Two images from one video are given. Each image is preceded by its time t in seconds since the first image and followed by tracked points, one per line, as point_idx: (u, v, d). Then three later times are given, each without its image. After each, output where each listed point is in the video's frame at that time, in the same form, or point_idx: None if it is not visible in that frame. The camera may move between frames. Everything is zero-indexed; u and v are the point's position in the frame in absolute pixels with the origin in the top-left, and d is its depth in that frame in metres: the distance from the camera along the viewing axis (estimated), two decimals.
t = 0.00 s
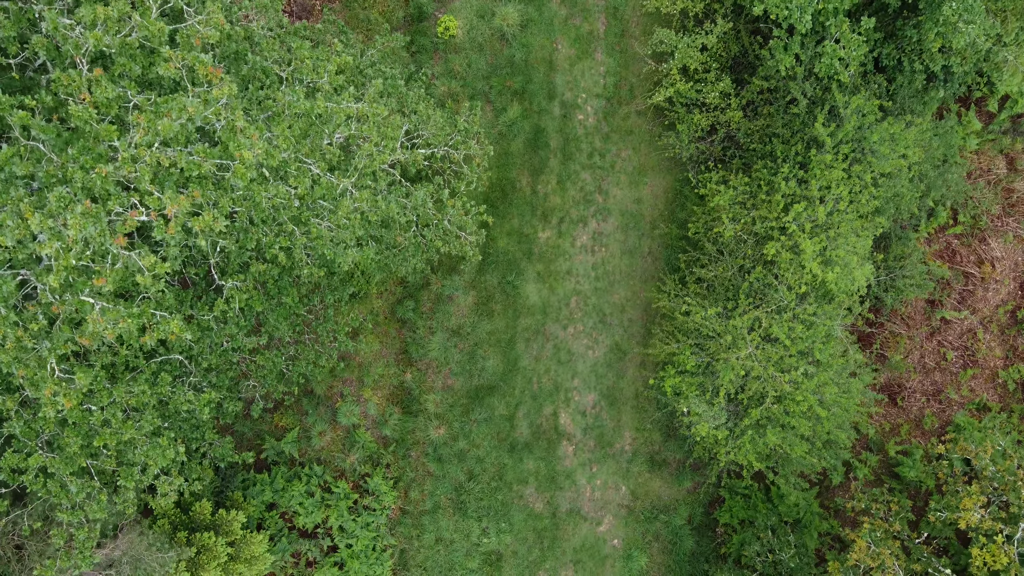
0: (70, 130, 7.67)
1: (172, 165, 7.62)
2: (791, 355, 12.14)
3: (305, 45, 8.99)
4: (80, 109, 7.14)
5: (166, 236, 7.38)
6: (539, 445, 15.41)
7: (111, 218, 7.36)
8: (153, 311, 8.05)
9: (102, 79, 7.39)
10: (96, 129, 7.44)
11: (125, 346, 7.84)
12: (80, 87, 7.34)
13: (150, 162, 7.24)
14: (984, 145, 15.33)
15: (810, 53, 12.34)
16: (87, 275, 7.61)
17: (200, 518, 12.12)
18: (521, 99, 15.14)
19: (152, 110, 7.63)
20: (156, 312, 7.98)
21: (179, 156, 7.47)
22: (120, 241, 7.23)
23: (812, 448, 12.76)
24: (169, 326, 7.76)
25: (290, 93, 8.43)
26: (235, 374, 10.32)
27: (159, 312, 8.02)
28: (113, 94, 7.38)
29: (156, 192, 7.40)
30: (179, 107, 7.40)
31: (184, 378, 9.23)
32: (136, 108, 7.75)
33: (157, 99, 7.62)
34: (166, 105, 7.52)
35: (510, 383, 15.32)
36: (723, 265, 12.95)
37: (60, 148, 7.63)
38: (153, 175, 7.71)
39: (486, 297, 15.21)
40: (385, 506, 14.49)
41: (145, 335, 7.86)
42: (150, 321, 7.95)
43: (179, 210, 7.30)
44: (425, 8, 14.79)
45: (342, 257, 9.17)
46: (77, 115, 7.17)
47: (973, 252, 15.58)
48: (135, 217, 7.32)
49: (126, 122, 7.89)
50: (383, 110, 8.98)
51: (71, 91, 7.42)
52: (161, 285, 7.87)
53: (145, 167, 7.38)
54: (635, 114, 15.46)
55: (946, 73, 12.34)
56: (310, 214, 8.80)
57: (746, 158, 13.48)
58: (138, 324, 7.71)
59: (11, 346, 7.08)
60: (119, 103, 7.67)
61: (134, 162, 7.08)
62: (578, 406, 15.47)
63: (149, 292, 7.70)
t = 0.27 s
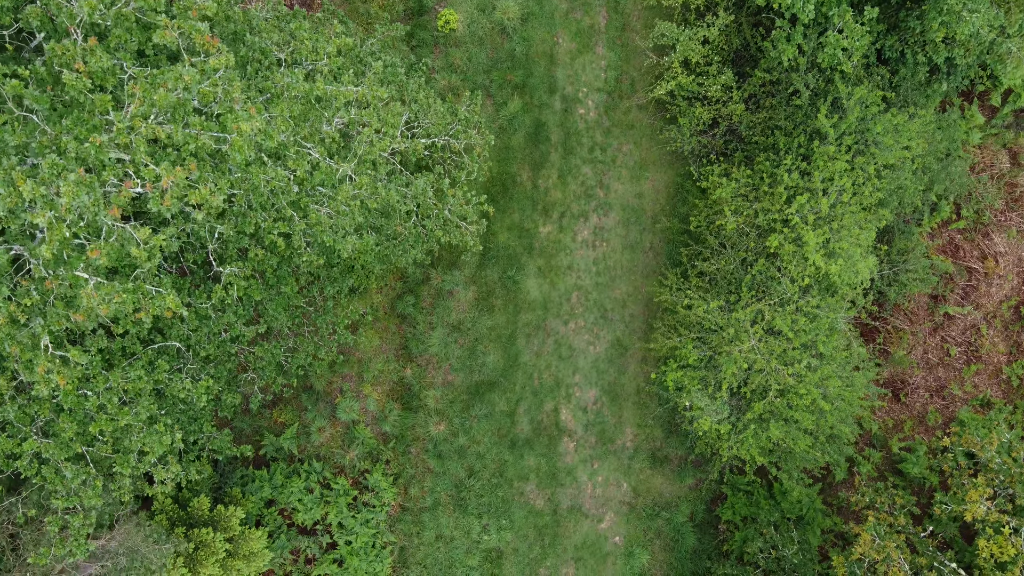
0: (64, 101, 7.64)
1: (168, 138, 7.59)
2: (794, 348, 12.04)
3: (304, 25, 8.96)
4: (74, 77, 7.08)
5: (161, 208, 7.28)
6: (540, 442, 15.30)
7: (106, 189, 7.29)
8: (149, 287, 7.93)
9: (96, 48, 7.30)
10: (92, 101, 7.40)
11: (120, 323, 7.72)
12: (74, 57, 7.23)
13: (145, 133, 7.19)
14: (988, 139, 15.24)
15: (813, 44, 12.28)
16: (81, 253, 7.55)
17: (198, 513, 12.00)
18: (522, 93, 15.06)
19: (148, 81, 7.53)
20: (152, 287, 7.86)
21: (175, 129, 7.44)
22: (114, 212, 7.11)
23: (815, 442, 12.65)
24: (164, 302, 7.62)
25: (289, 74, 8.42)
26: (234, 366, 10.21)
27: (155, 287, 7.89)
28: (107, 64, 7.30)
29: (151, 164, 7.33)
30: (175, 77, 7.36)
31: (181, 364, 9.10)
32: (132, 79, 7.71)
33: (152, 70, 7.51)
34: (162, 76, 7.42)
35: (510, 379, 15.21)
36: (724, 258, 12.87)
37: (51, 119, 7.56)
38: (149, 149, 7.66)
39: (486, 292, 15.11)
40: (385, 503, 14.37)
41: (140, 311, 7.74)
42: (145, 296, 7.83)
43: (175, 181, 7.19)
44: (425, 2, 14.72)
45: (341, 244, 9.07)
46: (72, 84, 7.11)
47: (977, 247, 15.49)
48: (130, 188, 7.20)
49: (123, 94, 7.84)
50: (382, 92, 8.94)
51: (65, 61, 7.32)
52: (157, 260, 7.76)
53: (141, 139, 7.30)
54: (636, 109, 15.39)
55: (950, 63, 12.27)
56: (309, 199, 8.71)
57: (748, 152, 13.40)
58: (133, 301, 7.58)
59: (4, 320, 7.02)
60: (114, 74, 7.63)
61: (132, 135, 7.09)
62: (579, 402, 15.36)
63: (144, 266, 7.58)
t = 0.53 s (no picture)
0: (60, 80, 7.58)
1: (164, 115, 7.53)
2: (797, 347, 11.95)
3: (303, 14, 8.93)
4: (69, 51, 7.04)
5: (156, 185, 7.17)
6: (541, 444, 15.17)
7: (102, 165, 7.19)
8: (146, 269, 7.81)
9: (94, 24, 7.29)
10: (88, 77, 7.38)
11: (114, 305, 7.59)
12: (71, 31, 7.22)
13: (140, 110, 7.14)
14: (990, 140, 15.19)
15: (814, 42, 12.25)
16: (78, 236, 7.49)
17: (196, 516, 11.86)
18: (523, 94, 15.02)
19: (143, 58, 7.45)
20: (148, 269, 7.72)
21: (171, 107, 7.39)
22: (109, 187, 6.98)
23: (819, 443, 12.53)
24: (159, 283, 7.47)
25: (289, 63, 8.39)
26: (232, 364, 10.11)
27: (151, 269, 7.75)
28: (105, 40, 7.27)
29: (147, 141, 7.23)
30: (172, 52, 7.28)
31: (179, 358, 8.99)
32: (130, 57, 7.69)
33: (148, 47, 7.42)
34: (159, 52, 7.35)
35: (511, 381, 15.10)
36: (727, 257, 12.80)
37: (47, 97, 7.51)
38: (146, 127, 7.61)
39: (487, 293, 15.02)
40: (385, 506, 14.24)
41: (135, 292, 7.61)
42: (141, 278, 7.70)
43: (171, 157, 7.08)
44: (426, 3, 14.70)
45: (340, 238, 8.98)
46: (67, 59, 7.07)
47: (980, 248, 15.40)
48: (126, 163, 7.07)
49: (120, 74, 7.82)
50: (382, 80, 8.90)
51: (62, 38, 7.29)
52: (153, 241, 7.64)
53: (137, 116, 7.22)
54: (637, 110, 15.35)
55: (952, 61, 12.23)
56: (308, 191, 8.65)
57: (750, 151, 13.34)
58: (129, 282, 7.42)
59: None
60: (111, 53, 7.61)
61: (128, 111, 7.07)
62: (580, 405, 15.24)
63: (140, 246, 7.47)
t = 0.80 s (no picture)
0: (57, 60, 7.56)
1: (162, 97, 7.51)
2: (800, 347, 11.86)
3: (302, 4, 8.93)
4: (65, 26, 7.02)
5: (153, 163, 7.11)
6: (542, 449, 15.05)
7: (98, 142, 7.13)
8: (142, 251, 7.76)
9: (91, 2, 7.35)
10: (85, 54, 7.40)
11: (111, 289, 7.54)
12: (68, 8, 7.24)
13: (137, 87, 7.08)
14: (991, 143, 15.15)
15: (816, 42, 12.22)
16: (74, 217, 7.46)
17: (193, 520, 11.70)
18: (523, 96, 15.00)
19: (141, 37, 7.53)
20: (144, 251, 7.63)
21: (169, 87, 7.32)
22: (105, 163, 6.93)
23: (822, 445, 12.42)
24: (156, 263, 7.42)
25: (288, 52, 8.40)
26: (231, 362, 10.01)
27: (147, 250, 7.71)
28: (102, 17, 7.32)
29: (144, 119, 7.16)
30: (170, 29, 7.38)
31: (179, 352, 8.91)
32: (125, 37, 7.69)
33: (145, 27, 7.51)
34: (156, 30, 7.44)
35: (512, 385, 14.99)
36: (729, 258, 12.73)
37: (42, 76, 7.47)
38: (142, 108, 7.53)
39: (487, 296, 14.94)
40: (384, 510, 14.11)
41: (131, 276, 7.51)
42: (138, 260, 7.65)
43: (168, 134, 7.07)
44: (426, 6, 14.69)
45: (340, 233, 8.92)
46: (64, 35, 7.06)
47: (982, 251, 15.33)
48: (122, 140, 7.02)
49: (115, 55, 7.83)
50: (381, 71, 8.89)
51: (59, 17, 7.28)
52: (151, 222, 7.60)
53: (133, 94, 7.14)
54: (638, 113, 15.31)
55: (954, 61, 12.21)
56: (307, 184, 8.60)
57: (751, 152, 13.30)
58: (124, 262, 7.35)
59: None
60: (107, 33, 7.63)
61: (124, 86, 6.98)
62: (581, 409, 15.13)
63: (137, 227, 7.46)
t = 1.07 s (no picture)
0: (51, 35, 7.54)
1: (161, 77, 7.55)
2: (804, 348, 11.78)
3: None
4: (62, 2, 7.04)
5: (151, 140, 7.09)
6: (543, 453, 14.92)
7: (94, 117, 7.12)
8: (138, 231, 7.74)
9: None
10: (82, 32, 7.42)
11: (107, 274, 7.50)
12: None
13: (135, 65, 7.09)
14: (993, 146, 15.10)
15: (817, 42, 12.20)
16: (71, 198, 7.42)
17: (191, 524, 11.56)
18: (524, 100, 14.98)
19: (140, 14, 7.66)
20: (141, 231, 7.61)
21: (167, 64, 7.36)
22: (102, 140, 6.91)
23: (826, 447, 12.30)
24: (152, 245, 7.41)
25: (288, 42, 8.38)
26: (229, 361, 9.93)
27: (143, 231, 7.69)
28: None
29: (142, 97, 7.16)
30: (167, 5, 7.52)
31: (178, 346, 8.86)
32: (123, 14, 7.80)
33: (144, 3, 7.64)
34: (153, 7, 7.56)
35: (513, 389, 14.88)
36: (731, 260, 12.67)
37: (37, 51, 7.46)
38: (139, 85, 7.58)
39: (488, 299, 14.86)
40: (384, 516, 13.99)
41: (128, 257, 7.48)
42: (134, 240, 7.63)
43: (166, 111, 7.13)
44: (427, 10, 14.70)
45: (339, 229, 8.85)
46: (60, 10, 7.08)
47: (985, 255, 15.25)
48: (118, 116, 7.00)
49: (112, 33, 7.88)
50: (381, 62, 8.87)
51: None
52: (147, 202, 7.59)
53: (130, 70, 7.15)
54: (639, 116, 15.28)
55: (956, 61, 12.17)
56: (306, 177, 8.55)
57: (753, 154, 13.26)
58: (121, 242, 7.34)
59: None
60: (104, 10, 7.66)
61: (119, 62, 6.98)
62: (583, 413, 15.02)
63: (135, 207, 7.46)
